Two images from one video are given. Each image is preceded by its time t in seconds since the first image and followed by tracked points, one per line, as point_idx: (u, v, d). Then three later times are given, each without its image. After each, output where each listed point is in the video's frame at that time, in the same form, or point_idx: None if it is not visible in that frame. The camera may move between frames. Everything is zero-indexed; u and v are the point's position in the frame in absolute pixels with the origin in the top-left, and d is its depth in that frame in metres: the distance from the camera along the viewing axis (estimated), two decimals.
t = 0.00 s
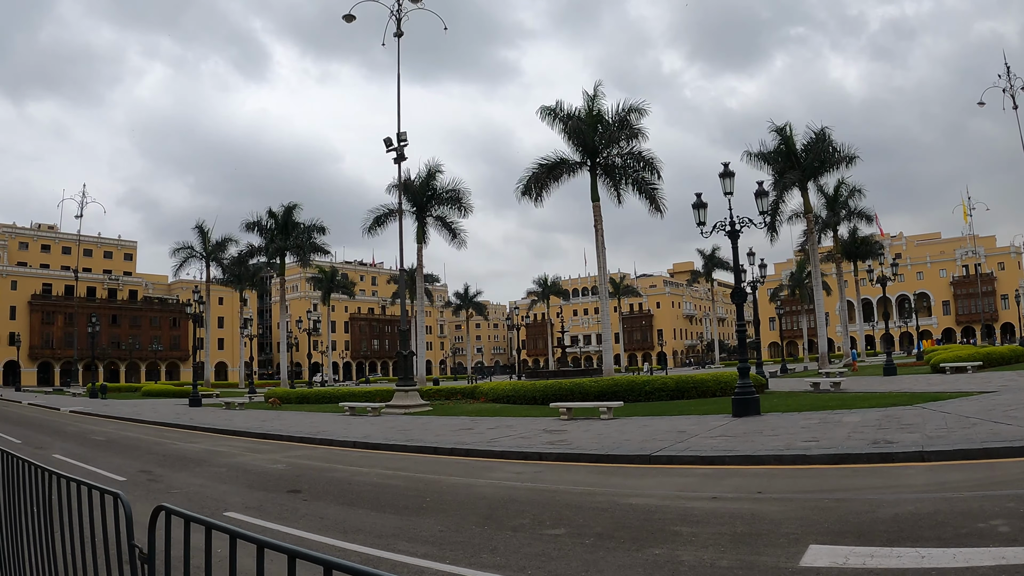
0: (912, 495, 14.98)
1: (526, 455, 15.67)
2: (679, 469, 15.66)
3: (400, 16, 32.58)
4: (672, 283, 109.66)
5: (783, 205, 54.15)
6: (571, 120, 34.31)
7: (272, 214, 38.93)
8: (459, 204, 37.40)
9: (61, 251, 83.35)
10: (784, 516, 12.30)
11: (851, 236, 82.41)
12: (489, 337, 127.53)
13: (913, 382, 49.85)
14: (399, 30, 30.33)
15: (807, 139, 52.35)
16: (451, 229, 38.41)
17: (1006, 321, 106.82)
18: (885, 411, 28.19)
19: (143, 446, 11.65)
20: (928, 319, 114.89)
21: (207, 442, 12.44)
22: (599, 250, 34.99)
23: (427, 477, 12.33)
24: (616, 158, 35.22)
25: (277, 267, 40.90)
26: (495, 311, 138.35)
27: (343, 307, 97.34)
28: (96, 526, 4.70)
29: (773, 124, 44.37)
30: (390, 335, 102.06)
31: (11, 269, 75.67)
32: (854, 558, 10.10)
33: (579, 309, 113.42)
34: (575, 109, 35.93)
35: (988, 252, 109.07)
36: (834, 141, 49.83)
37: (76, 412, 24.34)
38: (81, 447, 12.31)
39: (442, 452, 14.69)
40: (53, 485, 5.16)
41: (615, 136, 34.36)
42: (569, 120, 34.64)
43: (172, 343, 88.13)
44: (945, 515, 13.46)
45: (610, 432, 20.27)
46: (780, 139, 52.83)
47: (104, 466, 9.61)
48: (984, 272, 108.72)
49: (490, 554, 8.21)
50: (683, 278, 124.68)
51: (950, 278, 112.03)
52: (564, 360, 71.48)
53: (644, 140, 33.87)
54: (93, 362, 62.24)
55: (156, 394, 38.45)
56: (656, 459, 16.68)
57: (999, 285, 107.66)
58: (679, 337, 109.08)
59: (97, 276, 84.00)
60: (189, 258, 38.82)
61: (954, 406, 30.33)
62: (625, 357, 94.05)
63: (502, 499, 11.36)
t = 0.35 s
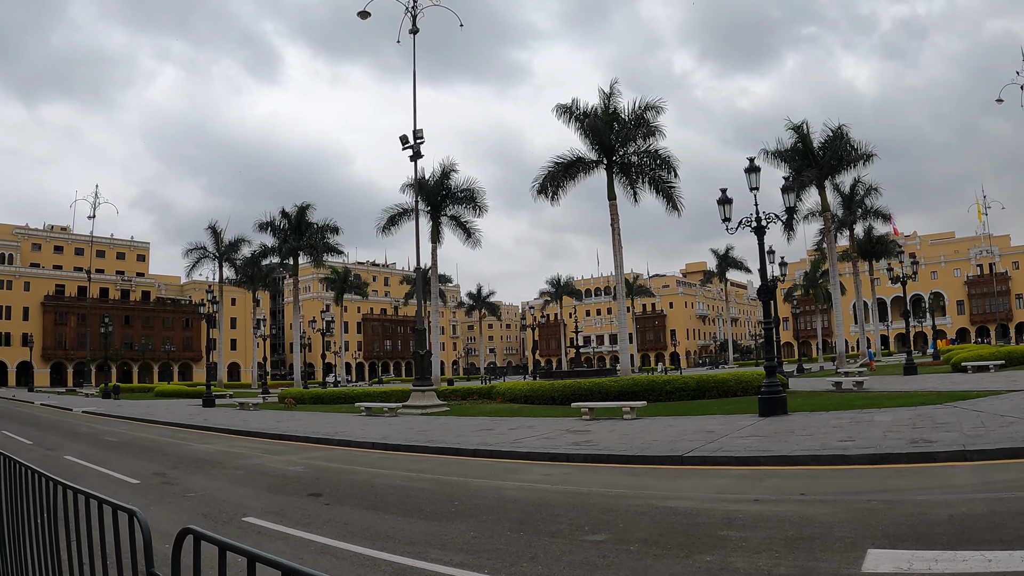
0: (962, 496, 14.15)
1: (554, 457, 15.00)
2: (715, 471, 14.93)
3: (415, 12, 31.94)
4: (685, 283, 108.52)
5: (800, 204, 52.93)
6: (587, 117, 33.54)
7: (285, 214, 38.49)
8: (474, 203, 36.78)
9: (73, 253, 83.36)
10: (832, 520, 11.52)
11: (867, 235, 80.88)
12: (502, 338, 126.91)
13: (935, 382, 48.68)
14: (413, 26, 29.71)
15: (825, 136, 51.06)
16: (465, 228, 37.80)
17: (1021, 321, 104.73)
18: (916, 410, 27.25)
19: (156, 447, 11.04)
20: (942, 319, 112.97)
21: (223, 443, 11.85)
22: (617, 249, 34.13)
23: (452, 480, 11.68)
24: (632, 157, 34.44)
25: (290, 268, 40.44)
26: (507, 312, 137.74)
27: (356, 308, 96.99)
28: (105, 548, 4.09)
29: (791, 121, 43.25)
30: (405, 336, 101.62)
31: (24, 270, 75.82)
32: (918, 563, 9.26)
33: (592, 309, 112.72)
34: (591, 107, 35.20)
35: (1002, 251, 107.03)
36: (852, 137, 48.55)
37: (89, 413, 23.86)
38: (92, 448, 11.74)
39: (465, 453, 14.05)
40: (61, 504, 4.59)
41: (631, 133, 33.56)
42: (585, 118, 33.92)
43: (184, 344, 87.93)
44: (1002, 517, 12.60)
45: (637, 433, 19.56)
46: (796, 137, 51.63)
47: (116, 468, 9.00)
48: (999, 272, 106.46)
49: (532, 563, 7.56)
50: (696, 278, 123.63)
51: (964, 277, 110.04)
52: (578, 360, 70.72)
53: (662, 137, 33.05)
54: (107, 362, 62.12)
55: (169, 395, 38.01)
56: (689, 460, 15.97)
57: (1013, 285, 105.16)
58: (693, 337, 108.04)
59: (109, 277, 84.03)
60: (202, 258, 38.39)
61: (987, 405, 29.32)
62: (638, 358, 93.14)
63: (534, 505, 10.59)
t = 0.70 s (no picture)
0: None
1: (590, 460, 14.34)
2: (761, 474, 14.19)
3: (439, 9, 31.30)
4: (707, 283, 107.25)
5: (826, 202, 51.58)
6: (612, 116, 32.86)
7: (306, 215, 38.21)
8: (497, 203, 36.22)
9: (95, 255, 83.90)
10: (893, 525, 10.76)
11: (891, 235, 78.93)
12: (523, 339, 126.30)
13: (968, 382, 47.30)
14: (436, 22, 29.19)
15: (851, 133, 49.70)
16: (488, 228, 37.26)
17: None
18: (957, 410, 26.20)
19: (181, 449, 10.51)
20: (965, 319, 110.42)
21: (250, 445, 11.30)
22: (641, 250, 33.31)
23: (489, 483, 11.09)
24: (657, 155, 33.72)
25: (311, 269, 40.17)
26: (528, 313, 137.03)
27: (377, 309, 96.68)
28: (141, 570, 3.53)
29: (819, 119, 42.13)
30: (427, 337, 101.24)
31: (46, 272, 76.65)
32: (997, 568, 8.18)
33: (613, 310, 111.74)
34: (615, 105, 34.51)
35: None
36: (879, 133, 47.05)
37: (111, 414, 23.55)
38: (115, 451, 11.23)
39: (500, 456, 13.44)
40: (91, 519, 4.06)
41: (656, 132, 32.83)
42: (609, 117, 33.26)
43: (205, 345, 88.13)
44: None
45: (673, 434, 18.83)
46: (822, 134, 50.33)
47: (142, 470, 8.48)
48: None
49: (586, 571, 7.03)
50: (717, 278, 122.52)
51: (988, 277, 107.53)
52: (600, 360, 69.87)
53: (687, 135, 32.29)
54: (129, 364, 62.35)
55: (191, 396, 37.77)
56: (732, 462, 15.21)
57: None
58: (714, 338, 106.78)
59: (131, 279, 84.59)
60: (224, 259, 38.15)
61: None
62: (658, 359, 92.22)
63: (577, 516, 10.23)
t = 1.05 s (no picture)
0: None
1: (644, 465, 13.67)
2: (824, 478, 13.32)
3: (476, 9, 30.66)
4: (742, 284, 105.33)
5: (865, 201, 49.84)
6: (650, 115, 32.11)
7: (343, 217, 38.08)
8: (534, 204, 35.68)
9: (131, 259, 84.86)
10: (979, 531, 9.82)
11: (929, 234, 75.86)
12: (557, 342, 125.49)
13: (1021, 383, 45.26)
14: (472, 20, 28.62)
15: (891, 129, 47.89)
16: (525, 230, 36.72)
17: None
18: (1019, 412, 24.80)
19: (222, 452, 10.06)
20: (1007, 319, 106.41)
21: (291, 448, 10.80)
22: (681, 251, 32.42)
23: (542, 490, 10.50)
24: (696, 154, 32.86)
25: (347, 272, 40.03)
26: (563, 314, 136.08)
27: (412, 312, 96.46)
28: None
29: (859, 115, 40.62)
30: (463, 340, 100.93)
31: (82, 277, 77.93)
32: None
33: (648, 311, 110.11)
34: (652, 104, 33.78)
35: None
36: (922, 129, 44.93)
37: (150, 417, 23.44)
38: (155, 455, 10.84)
39: (551, 461, 12.96)
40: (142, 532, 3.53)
41: (695, 131, 32.00)
42: (646, 116, 32.53)
43: (241, 349, 88.83)
44: None
45: (724, 439, 18.00)
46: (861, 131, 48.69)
47: (184, 475, 8.01)
48: None
49: None
50: (753, 279, 120.48)
51: None
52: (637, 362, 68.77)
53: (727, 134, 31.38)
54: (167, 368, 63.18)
55: (227, 399, 37.76)
56: (792, 466, 14.34)
57: None
58: (750, 340, 104.76)
59: (166, 283, 85.70)
60: (259, 263, 38.15)
61: None
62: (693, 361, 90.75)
63: (641, 526, 9.92)
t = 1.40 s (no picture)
0: None
1: (711, 471, 12.91)
2: (905, 481, 12.28)
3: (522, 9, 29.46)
4: (792, 285, 102.19)
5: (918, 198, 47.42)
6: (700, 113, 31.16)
7: (391, 222, 38.03)
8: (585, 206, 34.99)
9: (181, 266, 86.20)
10: None
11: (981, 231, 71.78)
12: (606, 345, 124.11)
13: None
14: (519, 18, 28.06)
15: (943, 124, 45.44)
16: (575, 232, 36.08)
17: None
18: None
19: (274, 456, 9.66)
20: None
21: (343, 451, 10.36)
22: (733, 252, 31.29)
23: (606, 497, 9.88)
24: (747, 153, 31.81)
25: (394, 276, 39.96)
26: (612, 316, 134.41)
27: (461, 316, 95.99)
28: None
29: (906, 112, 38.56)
30: (512, 344, 100.33)
31: (131, 283, 79.36)
32: None
33: (698, 314, 108.47)
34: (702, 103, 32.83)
35: None
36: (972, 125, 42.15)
37: (200, 421, 23.41)
38: (207, 459, 10.52)
39: (614, 465, 12.30)
40: (198, 547, 3.01)
41: (746, 129, 30.96)
42: (696, 114, 31.63)
43: (290, 353, 89.85)
44: None
45: (789, 442, 17.03)
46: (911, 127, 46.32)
47: (235, 479, 7.57)
48: None
49: None
50: (801, 281, 117.18)
51: None
52: (687, 364, 67.15)
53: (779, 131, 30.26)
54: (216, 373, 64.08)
55: (276, 403, 37.96)
56: (867, 468, 13.34)
57: None
58: (800, 342, 101.67)
59: (215, 289, 87.14)
60: (308, 268, 38.30)
61: None
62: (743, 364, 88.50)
63: (718, 532, 9.25)
